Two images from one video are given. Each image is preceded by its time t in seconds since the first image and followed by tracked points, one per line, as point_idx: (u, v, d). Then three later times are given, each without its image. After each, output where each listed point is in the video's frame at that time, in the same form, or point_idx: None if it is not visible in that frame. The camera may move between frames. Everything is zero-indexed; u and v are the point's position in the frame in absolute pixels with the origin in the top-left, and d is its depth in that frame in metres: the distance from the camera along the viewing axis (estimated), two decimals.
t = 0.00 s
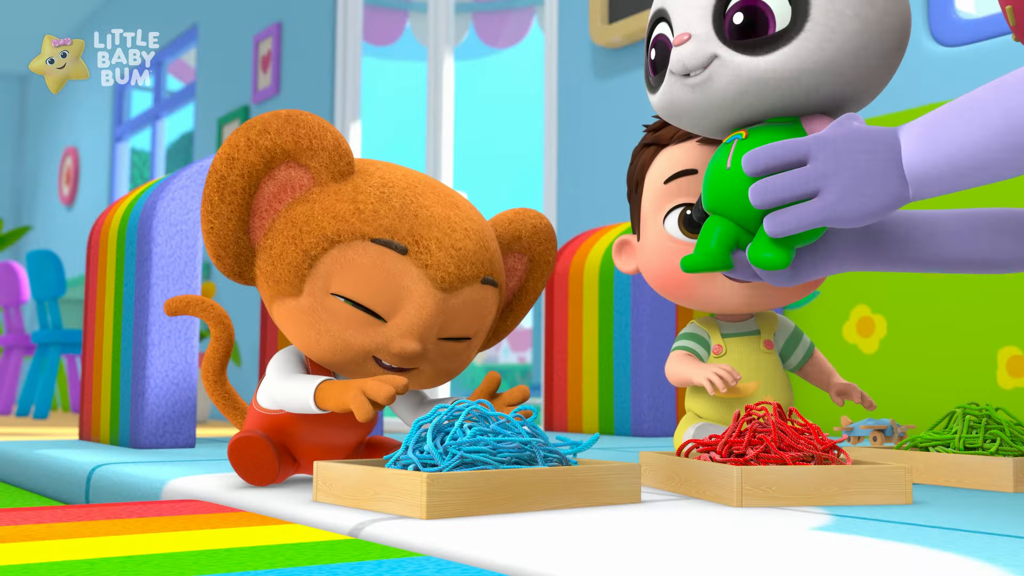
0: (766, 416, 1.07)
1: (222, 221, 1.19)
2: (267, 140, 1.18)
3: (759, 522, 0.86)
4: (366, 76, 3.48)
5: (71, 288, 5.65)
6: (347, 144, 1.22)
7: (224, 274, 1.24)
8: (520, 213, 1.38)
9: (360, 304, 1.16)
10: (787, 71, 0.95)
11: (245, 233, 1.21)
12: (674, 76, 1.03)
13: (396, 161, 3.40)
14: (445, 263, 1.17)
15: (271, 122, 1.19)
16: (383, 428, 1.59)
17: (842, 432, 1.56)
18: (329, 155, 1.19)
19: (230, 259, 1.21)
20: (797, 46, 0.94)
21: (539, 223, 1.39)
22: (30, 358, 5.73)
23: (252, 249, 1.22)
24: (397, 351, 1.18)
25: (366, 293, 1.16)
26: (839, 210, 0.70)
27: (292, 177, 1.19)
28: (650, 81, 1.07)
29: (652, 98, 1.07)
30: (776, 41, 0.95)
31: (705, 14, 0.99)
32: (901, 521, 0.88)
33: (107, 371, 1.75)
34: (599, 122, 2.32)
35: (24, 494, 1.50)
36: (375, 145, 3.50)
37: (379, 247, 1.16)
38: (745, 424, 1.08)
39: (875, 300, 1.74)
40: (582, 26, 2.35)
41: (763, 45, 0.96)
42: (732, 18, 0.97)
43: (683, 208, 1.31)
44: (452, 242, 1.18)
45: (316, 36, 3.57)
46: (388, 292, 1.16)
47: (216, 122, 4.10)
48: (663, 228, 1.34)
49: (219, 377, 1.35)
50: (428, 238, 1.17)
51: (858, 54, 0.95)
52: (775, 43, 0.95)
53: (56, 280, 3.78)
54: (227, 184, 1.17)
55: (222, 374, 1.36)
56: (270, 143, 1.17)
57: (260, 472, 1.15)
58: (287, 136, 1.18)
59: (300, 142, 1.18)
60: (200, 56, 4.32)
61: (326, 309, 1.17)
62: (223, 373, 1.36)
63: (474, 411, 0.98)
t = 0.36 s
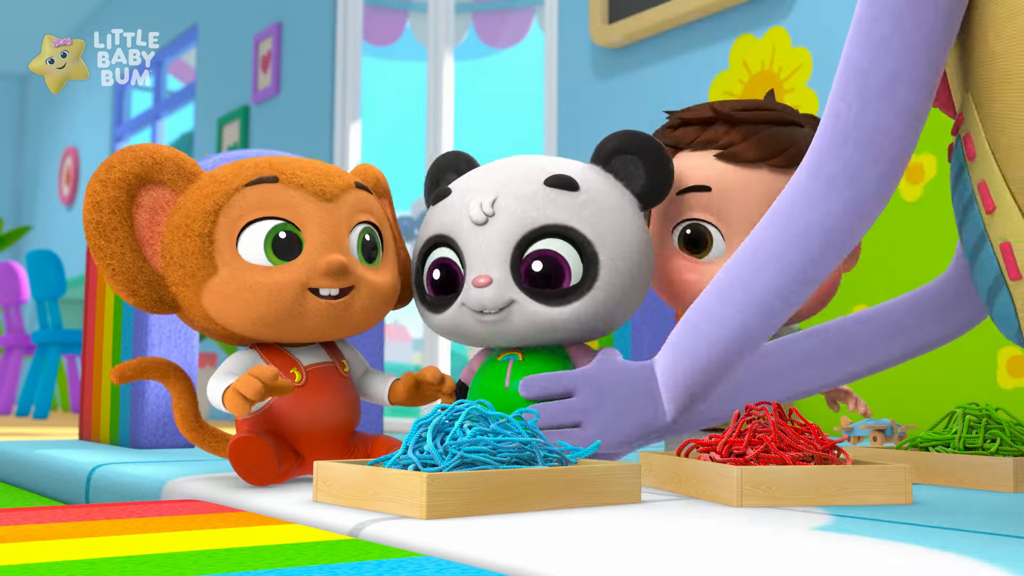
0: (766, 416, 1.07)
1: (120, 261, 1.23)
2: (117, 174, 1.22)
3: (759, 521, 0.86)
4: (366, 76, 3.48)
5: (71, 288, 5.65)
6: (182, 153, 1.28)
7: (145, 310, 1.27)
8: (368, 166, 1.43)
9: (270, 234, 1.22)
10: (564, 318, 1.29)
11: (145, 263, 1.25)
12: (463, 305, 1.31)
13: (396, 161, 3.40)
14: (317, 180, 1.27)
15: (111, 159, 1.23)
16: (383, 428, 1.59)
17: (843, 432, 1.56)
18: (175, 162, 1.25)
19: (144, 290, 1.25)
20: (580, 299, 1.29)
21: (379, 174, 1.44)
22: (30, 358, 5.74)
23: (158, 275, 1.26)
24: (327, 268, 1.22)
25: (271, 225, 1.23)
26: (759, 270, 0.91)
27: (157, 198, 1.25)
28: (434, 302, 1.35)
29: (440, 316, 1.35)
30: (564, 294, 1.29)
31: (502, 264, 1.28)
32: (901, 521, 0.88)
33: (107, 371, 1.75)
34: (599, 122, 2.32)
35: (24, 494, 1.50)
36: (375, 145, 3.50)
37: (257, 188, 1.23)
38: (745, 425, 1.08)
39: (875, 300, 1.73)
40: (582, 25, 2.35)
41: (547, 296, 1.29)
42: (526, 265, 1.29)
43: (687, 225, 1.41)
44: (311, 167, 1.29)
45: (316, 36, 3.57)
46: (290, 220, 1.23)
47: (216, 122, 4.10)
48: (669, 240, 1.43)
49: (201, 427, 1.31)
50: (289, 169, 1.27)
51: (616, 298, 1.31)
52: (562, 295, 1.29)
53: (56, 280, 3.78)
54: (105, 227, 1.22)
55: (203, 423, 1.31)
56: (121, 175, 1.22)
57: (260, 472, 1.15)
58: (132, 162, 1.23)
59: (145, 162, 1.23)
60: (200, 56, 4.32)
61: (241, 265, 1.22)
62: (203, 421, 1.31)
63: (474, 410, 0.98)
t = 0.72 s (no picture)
0: (766, 415, 1.07)
1: (133, 259, 1.23)
2: (134, 171, 1.22)
3: (759, 521, 0.86)
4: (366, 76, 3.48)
5: (71, 288, 5.65)
6: (202, 152, 1.28)
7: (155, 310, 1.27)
8: (383, 175, 1.44)
9: (286, 245, 1.22)
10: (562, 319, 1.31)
11: (157, 263, 1.25)
12: (464, 303, 1.33)
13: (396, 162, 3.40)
14: (337, 192, 1.26)
15: (131, 155, 1.24)
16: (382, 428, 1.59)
17: (842, 431, 1.56)
18: (194, 161, 1.26)
19: (155, 291, 1.25)
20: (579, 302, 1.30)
21: (393, 179, 1.45)
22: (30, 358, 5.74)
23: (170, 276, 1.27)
24: (340, 284, 1.21)
25: (287, 236, 1.22)
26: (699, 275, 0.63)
27: (172, 197, 1.25)
28: (436, 303, 1.37)
29: (442, 316, 1.36)
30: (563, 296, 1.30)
31: (506, 263, 1.30)
32: (901, 521, 0.88)
33: (107, 371, 1.75)
34: (599, 122, 2.32)
35: (23, 494, 1.50)
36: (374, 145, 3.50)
37: (277, 198, 1.23)
38: (745, 424, 1.08)
39: (875, 299, 1.73)
40: (582, 25, 2.35)
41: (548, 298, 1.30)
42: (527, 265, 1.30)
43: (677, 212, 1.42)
44: (332, 178, 1.29)
45: (316, 36, 3.57)
46: (308, 232, 1.23)
47: (216, 122, 4.10)
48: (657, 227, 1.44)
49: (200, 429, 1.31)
50: (310, 179, 1.26)
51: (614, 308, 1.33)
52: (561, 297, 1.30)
53: (56, 280, 3.78)
54: (119, 223, 1.22)
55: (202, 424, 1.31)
56: (138, 172, 1.22)
57: (261, 472, 1.15)
58: (150, 160, 1.23)
59: (164, 161, 1.23)
60: (200, 56, 4.32)
61: (254, 273, 1.21)
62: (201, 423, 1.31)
63: (474, 410, 0.98)
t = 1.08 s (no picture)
0: (766, 416, 1.07)
1: (110, 301, 1.21)
2: (82, 216, 1.18)
3: (759, 521, 0.86)
4: (366, 76, 3.49)
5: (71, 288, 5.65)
6: (142, 177, 1.24)
7: (143, 343, 1.26)
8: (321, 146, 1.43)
9: (256, 242, 1.20)
10: (563, 329, 1.29)
11: (132, 297, 1.23)
12: (461, 310, 1.30)
13: (396, 162, 3.40)
14: (286, 178, 1.25)
15: (73, 201, 1.19)
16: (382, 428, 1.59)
17: (842, 431, 1.56)
18: (138, 189, 1.21)
19: (139, 324, 1.24)
20: (580, 311, 1.28)
21: (331, 159, 1.42)
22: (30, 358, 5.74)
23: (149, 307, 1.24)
24: (318, 265, 1.21)
25: (256, 233, 1.21)
26: None
27: (128, 230, 1.21)
28: (431, 309, 1.34)
29: (435, 322, 1.33)
30: (563, 306, 1.28)
31: (504, 272, 1.27)
32: (901, 521, 0.88)
33: (107, 371, 1.75)
34: (599, 122, 2.32)
35: (23, 494, 1.50)
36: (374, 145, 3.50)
37: (232, 199, 1.20)
38: (745, 424, 1.08)
39: (874, 299, 1.73)
40: (582, 25, 2.35)
41: (548, 307, 1.28)
42: (526, 276, 1.27)
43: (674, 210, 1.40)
44: (275, 166, 1.27)
45: (315, 36, 3.57)
46: (272, 225, 1.21)
47: (216, 122, 4.10)
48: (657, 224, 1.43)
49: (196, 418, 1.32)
50: (256, 173, 1.24)
51: (616, 312, 1.31)
52: (561, 307, 1.28)
53: (56, 280, 3.78)
54: (85, 271, 1.19)
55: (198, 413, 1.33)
56: (88, 216, 1.18)
57: (260, 472, 1.15)
58: (94, 201, 1.18)
59: (108, 198, 1.19)
60: (200, 56, 4.32)
61: (232, 280, 1.20)
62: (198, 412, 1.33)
63: (474, 411, 0.98)
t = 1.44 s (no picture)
0: (766, 416, 1.07)
1: (112, 306, 1.21)
2: (82, 222, 1.17)
3: (760, 521, 0.86)
4: (366, 76, 3.49)
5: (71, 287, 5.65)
6: (143, 174, 1.21)
7: (150, 343, 1.27)
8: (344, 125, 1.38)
9: (254, 250, 1.18)
10: (573, 333, 1.30)
11: (135, 301, 1.23)
12: (473, 301, 1.27)
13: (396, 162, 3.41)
14: (287, 180, 1.20)
15: (74, 205, 1.18)
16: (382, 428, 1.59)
17: (842, 431, 1.56)
18: (138, 190, 1.18)
19: (143, 327, 1.24)
20: (590, 317, 1.30)
21: (358, 136, 1.37)
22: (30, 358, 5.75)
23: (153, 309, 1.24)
24: (318, 274, 1.18)
25: (254, 241, 1.18)
26: None
27: (130, 234, 1.19)
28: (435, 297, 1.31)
29: (441, 311, 1.30)
30: (576, 310, 1.30)
31: (524, 269, 1.26)
32: (901, 521, 0.88)
33: (107, 371, 1.76)
34: (599, 122, 2.32)
35: (23, 494, 1.50)
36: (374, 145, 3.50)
37: (228, 208, 1.17)
38: (745, 424, 1.08)
39: (874, 299, 1.73)
40: (582, 25, 2.35)
41: (562, 310, 1.29)
42: (544, 277, 1.28)
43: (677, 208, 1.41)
44: (277, 165, 1.21)
45: (315, 36, 3.57)
46: (270, 233, 1.18)
47: (216, 121, 4.10)
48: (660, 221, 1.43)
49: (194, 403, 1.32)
50: (255, 176, 1.19)
51: (614, 322, 1.34)
52: (573, 311, 1.29)
53: (56, 280, 3.78)
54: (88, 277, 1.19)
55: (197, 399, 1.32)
56: (87, 222, 1.17)
57: (261, 473, 1.15)
58: (93, 208, 1.17)
59: (108, 203, 1.17)
60: (200, 56, 4.32)
61: (230, 290, 1.18)
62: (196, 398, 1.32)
63: (474, 410, 0.98)
